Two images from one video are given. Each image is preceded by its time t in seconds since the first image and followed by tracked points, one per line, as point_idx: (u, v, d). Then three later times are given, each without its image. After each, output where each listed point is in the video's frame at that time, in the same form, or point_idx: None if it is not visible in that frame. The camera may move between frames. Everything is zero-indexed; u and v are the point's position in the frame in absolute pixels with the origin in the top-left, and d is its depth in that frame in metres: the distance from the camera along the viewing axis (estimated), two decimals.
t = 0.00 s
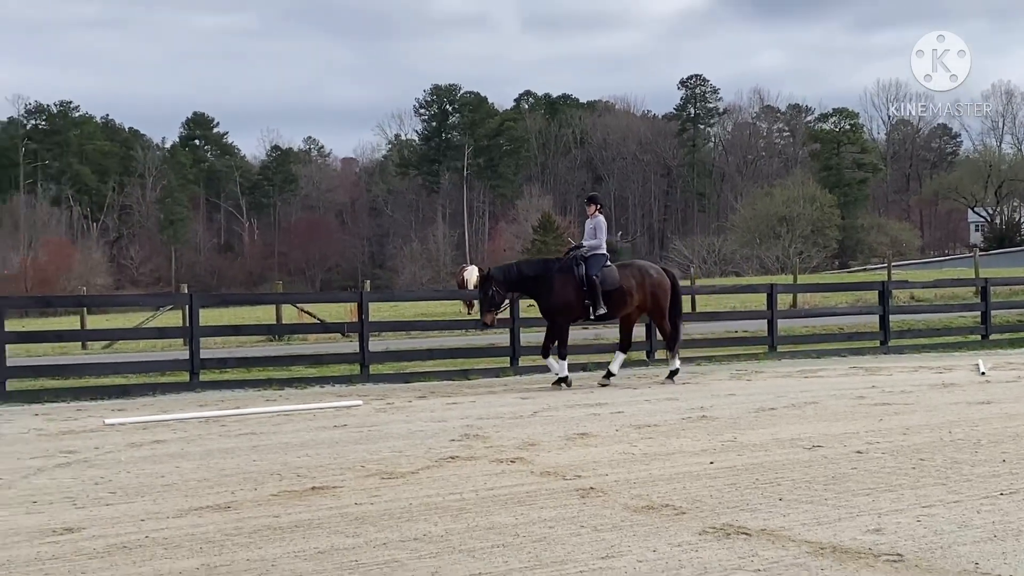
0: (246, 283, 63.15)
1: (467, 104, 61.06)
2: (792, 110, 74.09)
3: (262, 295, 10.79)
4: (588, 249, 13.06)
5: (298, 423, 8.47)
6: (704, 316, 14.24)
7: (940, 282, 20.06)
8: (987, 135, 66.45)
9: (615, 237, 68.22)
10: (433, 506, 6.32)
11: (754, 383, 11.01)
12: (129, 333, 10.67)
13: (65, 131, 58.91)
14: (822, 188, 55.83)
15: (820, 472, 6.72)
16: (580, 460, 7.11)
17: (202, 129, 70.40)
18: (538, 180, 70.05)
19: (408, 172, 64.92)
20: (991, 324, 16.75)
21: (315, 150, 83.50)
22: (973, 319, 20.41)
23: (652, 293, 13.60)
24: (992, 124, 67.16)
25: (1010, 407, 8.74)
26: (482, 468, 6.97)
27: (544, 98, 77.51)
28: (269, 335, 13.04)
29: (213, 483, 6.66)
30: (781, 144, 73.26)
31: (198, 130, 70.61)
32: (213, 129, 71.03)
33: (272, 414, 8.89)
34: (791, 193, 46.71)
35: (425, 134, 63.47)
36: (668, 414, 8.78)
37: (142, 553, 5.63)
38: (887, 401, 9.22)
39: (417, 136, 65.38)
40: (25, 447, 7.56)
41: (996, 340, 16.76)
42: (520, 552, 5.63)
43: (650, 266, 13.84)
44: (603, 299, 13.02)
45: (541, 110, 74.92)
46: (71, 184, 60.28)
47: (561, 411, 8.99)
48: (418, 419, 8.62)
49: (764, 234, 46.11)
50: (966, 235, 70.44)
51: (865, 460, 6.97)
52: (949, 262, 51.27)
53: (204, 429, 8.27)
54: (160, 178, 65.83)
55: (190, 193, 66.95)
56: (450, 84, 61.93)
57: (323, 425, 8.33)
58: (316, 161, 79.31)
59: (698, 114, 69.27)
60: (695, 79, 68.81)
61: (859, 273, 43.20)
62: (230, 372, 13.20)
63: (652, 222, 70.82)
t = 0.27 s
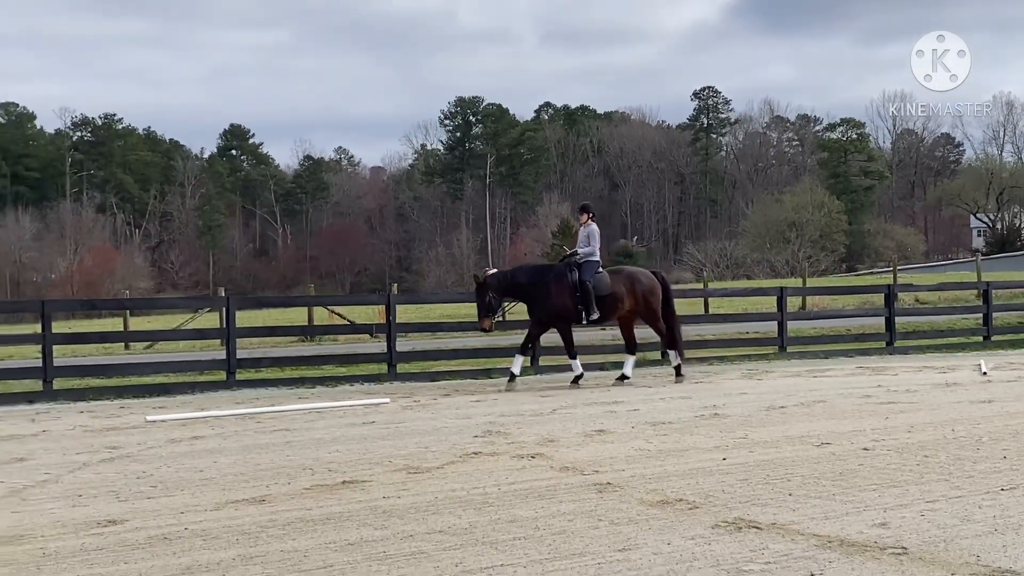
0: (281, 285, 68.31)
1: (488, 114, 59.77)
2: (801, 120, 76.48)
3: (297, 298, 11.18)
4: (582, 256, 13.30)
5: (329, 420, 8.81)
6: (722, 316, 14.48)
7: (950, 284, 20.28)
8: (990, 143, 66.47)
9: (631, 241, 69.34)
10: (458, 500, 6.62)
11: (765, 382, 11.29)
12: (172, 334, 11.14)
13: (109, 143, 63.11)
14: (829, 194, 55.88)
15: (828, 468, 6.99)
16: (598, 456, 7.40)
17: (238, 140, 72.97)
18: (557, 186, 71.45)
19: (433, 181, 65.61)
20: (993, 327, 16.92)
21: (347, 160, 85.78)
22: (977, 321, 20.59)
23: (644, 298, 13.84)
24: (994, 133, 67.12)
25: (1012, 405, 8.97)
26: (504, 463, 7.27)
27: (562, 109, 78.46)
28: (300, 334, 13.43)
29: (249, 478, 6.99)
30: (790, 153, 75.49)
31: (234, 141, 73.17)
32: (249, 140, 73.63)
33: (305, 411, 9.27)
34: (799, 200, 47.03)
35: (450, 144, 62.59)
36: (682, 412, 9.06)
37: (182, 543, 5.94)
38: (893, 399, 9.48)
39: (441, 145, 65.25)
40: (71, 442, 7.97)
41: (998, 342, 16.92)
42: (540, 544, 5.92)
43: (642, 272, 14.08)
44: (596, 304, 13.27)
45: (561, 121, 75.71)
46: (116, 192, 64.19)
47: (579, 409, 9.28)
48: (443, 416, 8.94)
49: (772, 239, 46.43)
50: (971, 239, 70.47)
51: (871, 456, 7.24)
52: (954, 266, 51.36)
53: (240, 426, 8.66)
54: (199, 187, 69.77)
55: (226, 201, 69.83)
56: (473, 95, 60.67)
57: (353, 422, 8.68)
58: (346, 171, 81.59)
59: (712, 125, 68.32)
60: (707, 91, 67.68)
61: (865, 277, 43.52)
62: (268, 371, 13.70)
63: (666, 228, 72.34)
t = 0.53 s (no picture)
0: (304, 288, 68.50)
1: (511, 117, 60.23)
2: (824, 123, 76.39)
3: (319, 301, 11.17)
4: (579, 259, 13.15)
5: (351, 423, 8.81)
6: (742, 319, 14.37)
7: (971, 287, 20.18)
8: (1015, 147, 65.99)
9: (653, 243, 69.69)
10: (479, 504, 6.60)
11: (787, 386, 11.24)
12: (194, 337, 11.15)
13: (132, 145, 64.57)
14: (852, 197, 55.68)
15: (852, 473, 6.95)
16: (620, 460, 7.37)
17: (261, 142, 71.70)
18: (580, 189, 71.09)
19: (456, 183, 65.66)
20: (1018, 330, 16.85)
21: (369, 163, 85.94)
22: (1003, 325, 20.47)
23: (639, 300, 13.81)
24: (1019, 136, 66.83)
25: None
26: (526, 467, 7.25)
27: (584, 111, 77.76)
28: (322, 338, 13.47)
29: (271, 481, 6.98)
30: (814, 155, 75.52)
31: (257, 142, 71.80)
32: (272, 142, 71.99)
33: (327, 414, 9.27)
34: (824, 201, 46.21)
35: (473, 147, 63.51)
36: (706, 416, 9.03)
37: (203, 547, 5.93)
38: (919, 403, 9.43)
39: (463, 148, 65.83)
40: (94, 445, 7.99)
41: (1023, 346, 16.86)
42: (562, 548, 5.90)
43: (636, 272, 14.02)
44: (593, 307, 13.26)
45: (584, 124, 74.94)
46: (138, 195, 65.31)
47: (602, 412, 9.26)
48: (465, 419, 8.93)
49: (796, 242, 46.11)
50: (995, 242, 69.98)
51: (895, 461, 7.19)
52: (978, 269, 51.26)
53: (262, 429, 8.67)
54: (221, 189, 70.95)
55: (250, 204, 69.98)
56: (496, 98, 61.18)
57: (375, 425, 8.67)
58: (368, 174, 81.79)
59: (733, 127, 70.87)
60: (732, 94, 70.40)
61: (888, 280, 43.44)
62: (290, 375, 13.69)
63: (689, 231, 72.74)
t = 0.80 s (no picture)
0: (328, 288, 68.16)
1: (534, 118, 60.69)
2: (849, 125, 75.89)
3: (342, 302, 11.20)
4: (579, 260, 13.22)
5: (374, 423, 8.85)
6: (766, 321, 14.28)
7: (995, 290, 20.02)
8: None
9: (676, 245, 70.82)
10: (502, 504, 6.61)
11: (809, 387, 11.19)
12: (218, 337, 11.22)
13: (158, 146, 65.83)
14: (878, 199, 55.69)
15: (876, 474, 6.93)
16: (643, 461, 7.37)
17: (286, 144, 72.09)
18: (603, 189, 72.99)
19: (479, 184, 65.99)
20: None
21: (392, 163, 86.19)
22: None
23: (640, 305, 13.64)
24: None
25: None
26: (549, 468, 7.25)
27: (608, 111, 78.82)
28: (346, 338, 13.52)
29: (294, 480, 7.02)
30: (839, 156, 75.25)
31: (282, 143, 72.35)
32: (297, 143, 72.30)
33: (350, 414, 9.32)
34: (848, 204, 46.92)
35: (496, 148, 63.46)
36: (729, 418, 9.01)
37: (228, 544, 5.98)
38: (943, 406, 9.39)
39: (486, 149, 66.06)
40: (120, 443, 8.07)
41: None
42: (584, 548, 5.91)
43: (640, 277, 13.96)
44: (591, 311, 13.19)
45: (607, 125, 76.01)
46: (163, 195, 66.58)
47: (625, 413, 9.25)
48: (488, 419, 8.96)
49: (821, 244, 46.54)
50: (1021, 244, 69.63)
51: (919, 463, 7.16)
52: (1005, 271, 50.96)
53: (286, 428, 8.71)
54: (246, 189, 71.06)
55: (275, 205, 70.15)
56: (521, 99, 62.00)
57: (397, 426, 8.70)
58: (392, 174, 82.06)
59: (759, 129, 69.88)
60: (755, 95, 69.58)
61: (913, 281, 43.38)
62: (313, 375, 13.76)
63: (713, 232, 73.37)
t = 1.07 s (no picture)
0: (354, 286, 67.34)
1: (561, 118, 61.29)
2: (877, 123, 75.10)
3: (368, 299, 11.22)
4: (580, 259, 13.07)
5: (400, 421, 8.89)
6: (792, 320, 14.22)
7: None
8: None
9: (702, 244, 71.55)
10: (528, 502, 6.61)
11: (837, 388, 11.15)
12: (244, 335, 11.27)
13: (187, 145, 67.33)
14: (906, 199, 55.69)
15: (905, 475, 6.89)
16: (669, 461, 7.35)
17: (313, 143, 72.99)
18: (631, 190, 73.43)
19: (505, 183, 66.49)
20: None
21: (417, 163, 86.47)
22: None
23: (642, 302, 13.53)
24: None
25: None
26: (575, 467, 7.24)
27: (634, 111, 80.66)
28: (372, 336, 13.59)
29: (321, 477, 7.05)
30: (868, 157, 74.98)
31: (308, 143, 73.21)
32: (324, 142, 73.03)
33: (376, 411, 9.34)
34: (876, 204, 47.13)
35: (522, 148, 64.21)
36: (756, 418, 8.98)
37: (257, 540, 6.02)
38: (974, 407, 9.32)
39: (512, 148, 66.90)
40: (150, 440, 8.15)
41: None
42: (611, 547, 5.91)
43: (642, 273, 13.81)
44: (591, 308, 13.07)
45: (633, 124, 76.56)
46: (192, 194, 67.52)
47: (651, 413, 9.25)
48: (514, 418, 8.98)
49: (849, 243, 46.97)
50: None
51: (949, 464, 7.11)
52: None
53: (313, 426, 8.76)
54: (273, 188, 71.52)
55: (301, 204, 70.77)
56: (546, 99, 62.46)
57: (424, 423, 8.73)
58: (418, 174, 82.32)
59: (786, 128, 71.67)
60: (782, 94, 71.29)
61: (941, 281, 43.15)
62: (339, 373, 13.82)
63: (740, 232, 73.61)
